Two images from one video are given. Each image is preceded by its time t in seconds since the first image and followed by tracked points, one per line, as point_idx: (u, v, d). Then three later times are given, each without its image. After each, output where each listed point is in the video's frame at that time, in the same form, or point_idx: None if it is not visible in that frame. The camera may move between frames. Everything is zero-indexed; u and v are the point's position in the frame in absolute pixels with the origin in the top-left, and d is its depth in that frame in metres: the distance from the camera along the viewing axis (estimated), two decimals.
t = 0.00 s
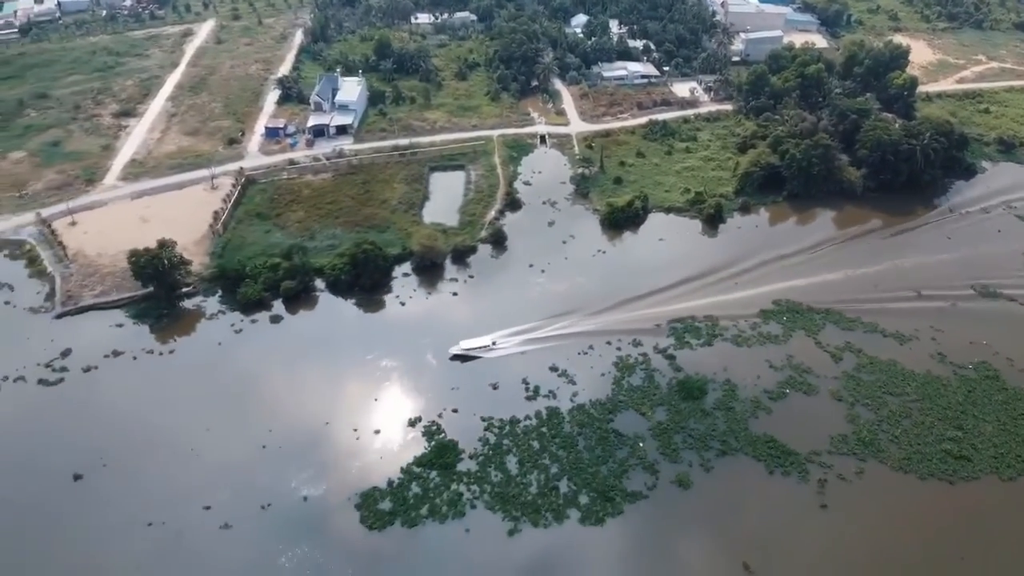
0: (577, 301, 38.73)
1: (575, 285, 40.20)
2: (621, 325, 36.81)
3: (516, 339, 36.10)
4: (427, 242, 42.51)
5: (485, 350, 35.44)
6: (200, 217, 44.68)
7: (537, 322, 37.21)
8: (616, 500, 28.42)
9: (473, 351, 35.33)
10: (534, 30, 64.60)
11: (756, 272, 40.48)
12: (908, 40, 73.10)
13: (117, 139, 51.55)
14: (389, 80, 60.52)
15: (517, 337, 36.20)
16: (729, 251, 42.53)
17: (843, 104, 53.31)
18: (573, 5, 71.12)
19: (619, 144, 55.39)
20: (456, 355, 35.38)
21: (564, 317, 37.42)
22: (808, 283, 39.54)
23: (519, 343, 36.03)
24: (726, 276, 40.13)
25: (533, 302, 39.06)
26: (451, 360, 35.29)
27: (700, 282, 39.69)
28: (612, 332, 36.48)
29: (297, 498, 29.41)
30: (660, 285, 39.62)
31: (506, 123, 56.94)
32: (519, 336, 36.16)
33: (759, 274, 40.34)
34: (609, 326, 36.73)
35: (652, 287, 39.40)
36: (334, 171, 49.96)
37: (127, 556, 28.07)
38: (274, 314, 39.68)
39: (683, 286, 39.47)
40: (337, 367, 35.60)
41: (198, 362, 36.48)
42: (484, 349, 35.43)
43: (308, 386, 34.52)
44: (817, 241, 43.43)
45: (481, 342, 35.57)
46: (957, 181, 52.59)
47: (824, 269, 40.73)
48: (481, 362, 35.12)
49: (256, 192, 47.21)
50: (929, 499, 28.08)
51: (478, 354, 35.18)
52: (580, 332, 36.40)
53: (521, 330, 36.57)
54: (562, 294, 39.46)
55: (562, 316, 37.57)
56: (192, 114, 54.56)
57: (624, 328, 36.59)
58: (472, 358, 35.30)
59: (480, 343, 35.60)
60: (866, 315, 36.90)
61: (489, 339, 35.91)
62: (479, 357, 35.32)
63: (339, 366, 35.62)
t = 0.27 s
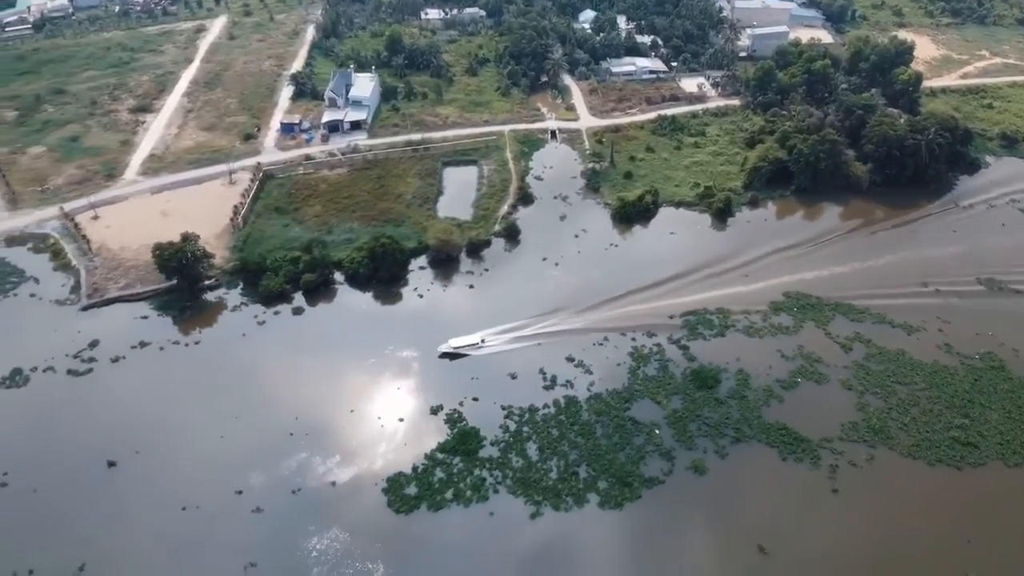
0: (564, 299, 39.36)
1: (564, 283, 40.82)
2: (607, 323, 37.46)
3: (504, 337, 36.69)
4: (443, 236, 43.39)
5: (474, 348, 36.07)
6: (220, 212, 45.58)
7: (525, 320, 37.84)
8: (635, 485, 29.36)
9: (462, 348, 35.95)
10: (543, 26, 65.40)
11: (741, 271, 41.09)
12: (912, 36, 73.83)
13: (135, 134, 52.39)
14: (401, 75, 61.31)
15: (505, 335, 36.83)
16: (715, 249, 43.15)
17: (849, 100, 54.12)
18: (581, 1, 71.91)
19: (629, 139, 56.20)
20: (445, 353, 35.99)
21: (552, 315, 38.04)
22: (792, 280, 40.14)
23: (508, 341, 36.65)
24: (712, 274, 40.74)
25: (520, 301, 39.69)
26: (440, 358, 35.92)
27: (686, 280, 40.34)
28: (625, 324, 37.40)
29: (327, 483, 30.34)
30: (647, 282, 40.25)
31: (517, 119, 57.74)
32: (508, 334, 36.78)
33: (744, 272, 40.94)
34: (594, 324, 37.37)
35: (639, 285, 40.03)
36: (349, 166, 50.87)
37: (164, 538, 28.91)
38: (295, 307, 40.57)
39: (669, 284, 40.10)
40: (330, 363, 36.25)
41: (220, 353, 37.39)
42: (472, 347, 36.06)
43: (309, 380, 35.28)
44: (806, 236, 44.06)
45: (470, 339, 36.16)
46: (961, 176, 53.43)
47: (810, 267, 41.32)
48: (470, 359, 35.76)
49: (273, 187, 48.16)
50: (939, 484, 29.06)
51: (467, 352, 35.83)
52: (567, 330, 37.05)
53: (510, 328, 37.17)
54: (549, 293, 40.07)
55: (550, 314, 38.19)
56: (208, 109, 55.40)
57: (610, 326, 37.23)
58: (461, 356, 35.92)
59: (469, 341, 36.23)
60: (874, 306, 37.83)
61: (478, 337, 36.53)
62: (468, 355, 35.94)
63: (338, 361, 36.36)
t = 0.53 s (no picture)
0: (551, 302, 40.04)
1: (552, 286, 41.50)
2: (592, 325, 38.15)
3: (492, 340, 37.42)
4: (458, 235, 44.31)
5: (462, 351, 36.80)
6: (238, 211, 46.48)
7: (513, 322, 38.56)
8: (651, 476, 30.25)
9: (450, 351, 36.66)
10: (551, 28, 66.33)
11: (726, 273, 41.78)
12: (915, 38, 74.74)
13: (152, 135, 53.29)
14: (412, 77, 62.21)
15: (493, 337, 37.52)
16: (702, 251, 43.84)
17: (854, 101, 55.03)
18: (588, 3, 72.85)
19: (637, 139, 57.10)
20: (433, 355, 36.72)
21: (539, 318, 38.74)
22: (777, 282, 40.82)
23: (495, 343, 37.35)
24: (697, 277, 41.44)
25: (508, 304, 40.38)
26: (429, 360, 36.62)
27: (670, 282, 41.03)
28: (637, 321, 38.32)
29: (352, 474, 31.26)
30: (633, 285, 40.95)
31: (527, 119, 58.63)
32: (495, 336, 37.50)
33: (729, 274, 41.63)
34: (580, 327, 38.08)
35: (624, 288, 40.72)
36: (363, 166, 51.75)
37: (195, 527, 29.75)
38: (313, 304, 41.45)
39: (654, 287, 40.81)
40: (322, 364, 36.95)
41: (241, 349, 38.26)
42: (460, 350, 36.79)
43: (308, 378, 36.04)
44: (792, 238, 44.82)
45: (458, 343, 36.87)
46: (964, 176, 54.34)
47: (794, 269, 41.99)
48: (458, 362, 36.46)
49: (290, 187, 49.08)
50: (946, 475, 29.99)
51: (455, 355, 36.54)
52: (553, 333, 37.73)
53: (498, 331, 37.91)
54: (537, 296, 40.75)
55: (537, 316, 38.87)
56: (223, 110, 56.29)
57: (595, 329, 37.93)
58: (449, 358, 36.61)
59: (457, 343, 36.93)
60: (881, 304, 38.76)
61: (465, 340, 37.26)
62: (455, 357, 36.64)
63: (347, 359, 37.17)
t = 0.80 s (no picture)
0: (539, 306, 40.60)
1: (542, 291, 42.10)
2: (582, 328, 38.70)
3: (482, 344, 37.90)
4: (473, 235, 45.23)
5: (452, 355, 37.24)
6: (257, 212, 47.41)
7: (501, 326, 39.14)
8: (667, 469, 31.16)
9: (439, 355, 37.10)
10: (560, 31, 67.33)
11: (711, 277, 42.39)
12: (917, 40, 75.71)
13: (170, 137, 54.22)
14: (423, 79, 63.16)
15: (482, 341, 38.01)
16: (687, 257, 44.47)
17: (859, 104, 56.01)
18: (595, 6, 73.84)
19: (645, 141, 58.04)
20: (423, 360, 37.17)
21: (528, 322, 39.24)
22: (761, 286, 41.40)
23: (485, 347, 37.80)
24: (682, 280, 42.14)
25: (497, 308, 40.96)
26: (419, 365, 37.10)
27: (657, 286, 41.69)
28: (651, 319, 39.23)
29: (378, 466, 32.15)
30: (622, 287, 41.61)
31: (537, 121, 59.57)
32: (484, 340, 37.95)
33: (714, 279, 42.20)
34: (571, 330, 38.62)
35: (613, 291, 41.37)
36: (378, 168, 52.70)
37: (224, 513, 30.40)
38: (332, 302, 42.35)
39: (641, 290, 41.44)
40: (316, 367, 37.46)
41: (263, 346, 39.15)
42: (450, 354, 37.23)
43: (328, 374, 36.89)
44: (775, 243, 45.44)
45: (448, 347, 37.31)
46: (967, 176, 55.27)
47: (778, 274, 42.57)
48: (448, 365, 36.93)
49: (306, 188, 50.05)
50: (954, 467, 30.97)
51: (445, 359, 36.99)
52: (543, 336, 38.23)
53: (487, 335, 38.40)
54: (527, 301, 41.33)
55: (526, 320, 39.40)
56: (238, 112, 57.21)
57: (586, 332, 38.52)
58: (439, 362, 37.09)
59: (447, 347, 37.37)
60: (889, 302, 39.73)
61: (455, 344, 37.71)
62: (444, 361, 37.10)
63: (366, 355, 38.07)
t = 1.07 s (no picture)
0: (527, 311, 41.18)
1: (530, 296, 42.68)
2: (567, 333, 39.26)
3: (471, 348, 38.44)
4: (486, 235, 46.09)
5: (441, 359, 37.80)
6: (274, 213, 48.32)
7: (489, 331, 39.70)
8: (682, 462, 32.06)
9: (429, 360, 37.67)
10: (568, 34, 68.26)
11: (696, 282, 42.98)
12: (920, 43, 76.65)
13: (186, 138, 55.10)
14: (434, 82, 64.08)
15: (471, 346, 38.57)
16: (674, 262, 45.15)
17: (864, 106, 56.89)
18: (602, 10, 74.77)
19: (653, 142, 58.94)
20: (413, 364, 37.70)
21: (515, 327, 39.79)
22: (745, 290, 42.04)
23: (474, 352, 38.35)
24: (692, 280, 43.10)
25: (485, 312, 41.56)
26: (408, 369, 37.63)
27: (643, 291, 42.27)
28: (664, 317, 40.15)
29: (401, 460, 33.08)
30: (608, 292, 42.19)
31: (546, 123, 60.46)
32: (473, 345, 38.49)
33: (699, 284, 42.79)
34: (556, 335, 39.16)
35: (600, 295, 41.96)
36: (391, 169, 53.58)
37: (252, 504, 31.24)
38: (349, 301, 43.17)
39: (628, 295, 42.02)
40: (315, 368, 38.09)
41: (285, 343, 40.02)
42: (439, 358, 37.78)
43: (348, 371, 37.77)
44: (762, 249, 46.08)
45: (437, 351, 37.87)
46: (971, 177, 56.16)
47: (763, 278, 43.19)
48: (437, 370, 37.49)
49: (322, 189, 50.95)
50: (961, 460, 31.88)
51: (434, 363, 37.54)
52: (529, 341, 38.77)
53: (477, 339, 38.95)
54: (515, 305, 41.94)
55: (513, 325, 39.94)
56: (253, 114, 58.10)
57: (571, 337, 39.04)
58: (428, 367, 37.64)
59: (436, 352, 37.92)
60: (896, 301, 40.64)
61: (445, 348, 38.26)
62: (434, 366, 37.64)
63: (384, 353, 38.95)
